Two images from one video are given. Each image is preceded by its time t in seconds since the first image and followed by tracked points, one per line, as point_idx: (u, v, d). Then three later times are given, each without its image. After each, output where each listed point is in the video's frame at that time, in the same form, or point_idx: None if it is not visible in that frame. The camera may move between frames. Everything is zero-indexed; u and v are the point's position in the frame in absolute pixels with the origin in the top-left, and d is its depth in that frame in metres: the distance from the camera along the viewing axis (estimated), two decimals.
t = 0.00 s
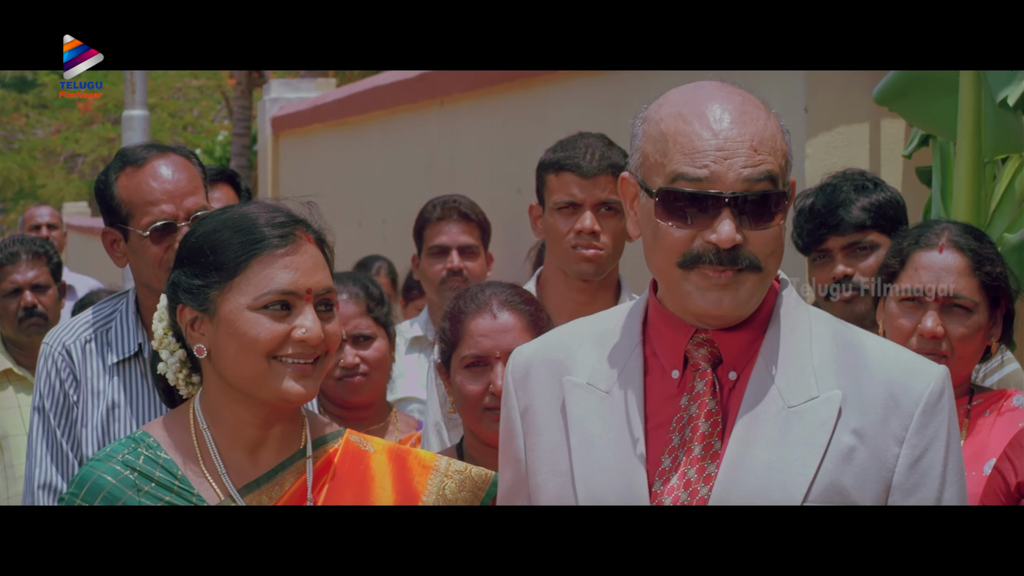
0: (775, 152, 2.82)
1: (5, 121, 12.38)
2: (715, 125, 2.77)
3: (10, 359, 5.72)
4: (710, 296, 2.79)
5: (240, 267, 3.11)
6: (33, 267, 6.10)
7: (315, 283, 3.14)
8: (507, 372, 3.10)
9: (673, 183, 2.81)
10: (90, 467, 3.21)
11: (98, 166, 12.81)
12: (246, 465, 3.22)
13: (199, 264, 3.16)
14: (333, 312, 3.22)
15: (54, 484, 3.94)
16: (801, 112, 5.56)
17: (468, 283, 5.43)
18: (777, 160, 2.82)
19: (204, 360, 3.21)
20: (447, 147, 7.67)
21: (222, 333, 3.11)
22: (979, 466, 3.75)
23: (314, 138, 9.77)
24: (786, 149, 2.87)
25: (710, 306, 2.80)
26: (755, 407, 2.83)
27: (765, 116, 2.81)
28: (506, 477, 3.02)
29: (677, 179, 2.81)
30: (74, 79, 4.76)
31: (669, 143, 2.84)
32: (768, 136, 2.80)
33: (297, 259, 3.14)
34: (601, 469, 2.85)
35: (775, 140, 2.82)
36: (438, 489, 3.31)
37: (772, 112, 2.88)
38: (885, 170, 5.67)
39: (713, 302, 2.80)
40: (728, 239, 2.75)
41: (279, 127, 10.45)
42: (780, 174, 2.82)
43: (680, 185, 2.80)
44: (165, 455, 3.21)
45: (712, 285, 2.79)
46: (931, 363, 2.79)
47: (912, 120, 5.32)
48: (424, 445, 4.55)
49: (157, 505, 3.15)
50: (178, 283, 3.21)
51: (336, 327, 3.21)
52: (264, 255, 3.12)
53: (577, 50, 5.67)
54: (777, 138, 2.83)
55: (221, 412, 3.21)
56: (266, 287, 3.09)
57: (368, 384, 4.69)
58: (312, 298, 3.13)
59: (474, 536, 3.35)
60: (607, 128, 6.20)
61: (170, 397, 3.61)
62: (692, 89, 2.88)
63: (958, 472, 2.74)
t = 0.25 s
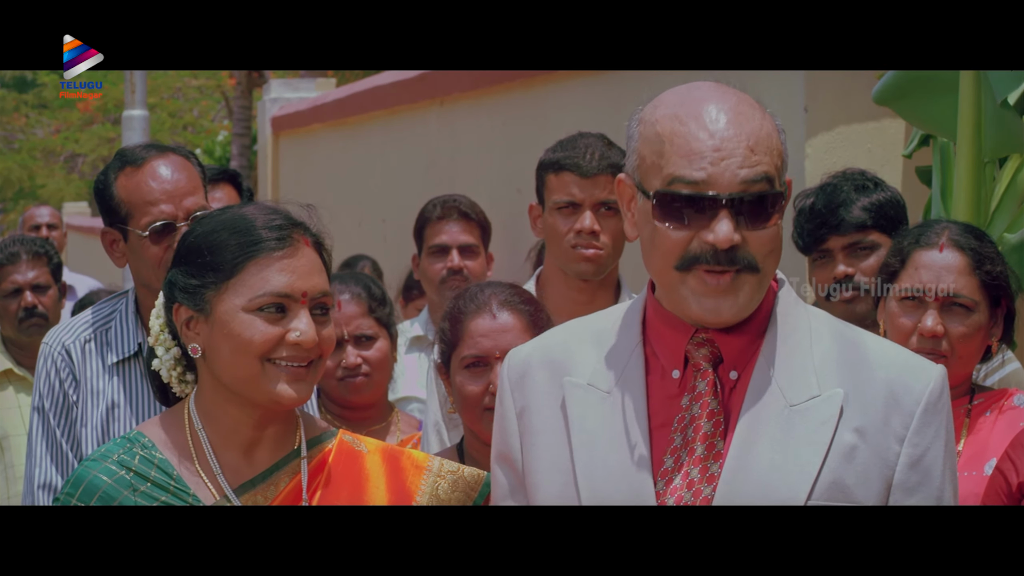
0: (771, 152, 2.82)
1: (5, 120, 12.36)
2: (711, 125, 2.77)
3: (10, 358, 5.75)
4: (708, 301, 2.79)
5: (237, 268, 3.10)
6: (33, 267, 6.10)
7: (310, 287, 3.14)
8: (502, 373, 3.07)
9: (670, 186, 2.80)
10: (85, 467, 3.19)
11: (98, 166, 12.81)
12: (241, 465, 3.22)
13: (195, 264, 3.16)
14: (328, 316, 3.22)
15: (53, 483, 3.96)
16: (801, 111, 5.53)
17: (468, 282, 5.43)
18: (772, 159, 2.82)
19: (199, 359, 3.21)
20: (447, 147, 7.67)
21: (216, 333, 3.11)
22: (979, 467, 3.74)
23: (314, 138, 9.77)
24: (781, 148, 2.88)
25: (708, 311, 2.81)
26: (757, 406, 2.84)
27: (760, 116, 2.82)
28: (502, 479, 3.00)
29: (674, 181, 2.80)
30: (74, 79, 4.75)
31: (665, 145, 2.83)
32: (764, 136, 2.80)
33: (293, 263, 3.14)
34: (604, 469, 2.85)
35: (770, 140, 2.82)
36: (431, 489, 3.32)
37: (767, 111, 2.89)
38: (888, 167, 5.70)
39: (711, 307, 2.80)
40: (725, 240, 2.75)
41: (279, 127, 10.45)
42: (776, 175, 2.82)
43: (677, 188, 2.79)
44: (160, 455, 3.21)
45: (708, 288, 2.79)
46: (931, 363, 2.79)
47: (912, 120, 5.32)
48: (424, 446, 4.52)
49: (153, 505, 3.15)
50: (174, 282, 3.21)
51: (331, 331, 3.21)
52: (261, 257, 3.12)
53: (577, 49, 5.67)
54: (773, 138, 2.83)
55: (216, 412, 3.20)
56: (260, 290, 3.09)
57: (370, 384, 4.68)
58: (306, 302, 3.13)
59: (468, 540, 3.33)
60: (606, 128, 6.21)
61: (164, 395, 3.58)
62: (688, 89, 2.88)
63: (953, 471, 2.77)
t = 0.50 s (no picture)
0: (780, 154, 2.82)
1: (5, 120, 12.35)
2: (721, 123, 2.78)
3: (10, 358, 5.74)
4: (707, 298, 2.80)
5: (220, 262, 3.12)
6: (33, 267, 6.09)
7: (294, 282, 3.14)
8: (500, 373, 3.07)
9: (679, 181, 2.81)
10: (81, 466, 3.17)
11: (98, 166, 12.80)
12: (237, 464, 3.22)
13: (182, 259, 3.18)
14: (316, 313, 3.20)
15: (52, 483, 4.00)
16: (801, 111, 5.52)
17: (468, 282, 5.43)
18: (782, 163, 2.83)
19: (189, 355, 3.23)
20: (447, 147, 7.67)
21: (201, 327, 3.13)
22: (979, 469, 3.73)
23: (314, 138, 9.77)
24: (789, 150, 2.88)
25: (708, 305, 2.81)
26: (762, 405, 2.83)
27: (771, 116, 2.83)
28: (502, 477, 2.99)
29: (683, 177, 2.81)
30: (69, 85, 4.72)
31: (675, 141, 2.84)
32: (774, 136, 2.81)
33: (277, 257, 3.14)
34: (607, 468, 2.84)
35: (781, 142, 2.83)
36: (428, 489, 3.36)
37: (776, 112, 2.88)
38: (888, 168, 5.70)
39: (710, 301, 2.80)
40: (731, 237, 2.76)
41: (279, 127, 10.45)
42: (785, 176, 2.83)
43: (685, 183, 2.80)
44: (157, 453, 3.19)
45: (709, 285, 2.80)
46: (931, 363, 2.80)
47: (911, 120, 5.30)
48: (423, 447, 4.50)
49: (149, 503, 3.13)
50: (165, 278, 3.24)
51: (319, 329, 3.19)
52: (245, 251, 3.13)
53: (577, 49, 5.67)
54: (783, 141, 2.84)
55: (212, 410, 3.20)
56: (243, 284, 3.10)
57: (371, 384, 4.68)
58: (290, 297, 3.12)
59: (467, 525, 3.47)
60: (607, 128, 6.21)
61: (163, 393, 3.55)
62: (697, 86, 2.89)
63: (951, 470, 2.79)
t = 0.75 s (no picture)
0: (780, 149, 2.83)
1: (5, 120, 12.34)
2: (722, 117, 2.79)
3: (10, 358, 5.75)
4: (710, 289, 2.79)
5: (212, 267, 3.12)
6: (33, 267, 6.09)
7: (285, 288, 3.12)
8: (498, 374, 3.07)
9: (680, 176, 2.82)
10: (82, 462, 3.17)
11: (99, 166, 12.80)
12: (237, 463, 3.22)
13: (178, 261, 3.19)
14: (310, 319, 3.17)
15: (51, 484, 3.99)
16: (801, 111, 5.56)
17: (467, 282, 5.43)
18: (782, 159, 2.84)
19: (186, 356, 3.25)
20: (447, 146, 7.67)
21: (193, 331, 3.14)
22: (979, 470, 3.74)
23: (314, 137, 9.77)
24: (789, 148, 2.89)
25: (710, 299, 2.80)
26: (763, 405, 2.83)
27: (771, 114, 2.83)
28: (502, 478, 2.99)
29: (683, 172, 2.81)
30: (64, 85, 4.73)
31: (675, 136, 2.84)
32: (774, 133, 2.81)
33: (268, 263, 3.13)
34: (609, 469, 2.84)
35: (781, 138, 2.84)
36: (428, 488, 3.34)
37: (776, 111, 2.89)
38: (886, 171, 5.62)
39: (712, 294, 2.79)
40: (733, 232, 2.76)
41: (279, 127, 10.44)
42: (784, 172, 2.84)
43: (686, 178, 2.80)
44: (157, 450, 3.18)
45: (713, 278, 2.79)
46: (931, 361, 2.80)
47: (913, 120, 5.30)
48: (421, 446, 4.51)
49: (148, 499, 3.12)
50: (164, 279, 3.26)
51: (313, 335, 3.16)
52: (237, 256, 3.12)
53: (577, 49, 5.67)
54: (783, 138, 2.85)
55: (212, 411, 3.19)
56: (232, 289, 3.09)
57: (372, 384, 4.68)
58: (279, 303, 3.10)
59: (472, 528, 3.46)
60: (607, 128, 6.21)
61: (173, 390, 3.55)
62: (698, 85, 2.89)
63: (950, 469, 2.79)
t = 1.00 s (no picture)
0: (778, 148, 2.83)
1: (5, 120, 12.33)
2: (720, 116, 2.79)
3: (10, 358, 5.75)
4: (708, 290, 2.79)
5: (211, 273, 3.12)
6: (34, 267, 6.09)
7: (284, 296, 3.12)
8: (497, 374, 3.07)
9: (677, 175, 2.82)
10: (85, 462, 3.16)
11: (99, 166, 12.80)
12: (241, 462, 3.21)
13: (180, 265, 3.20)
14: (309, 327, 3.17)
15: (52, 484, 3.95)
16: (801, 111, 5.53)
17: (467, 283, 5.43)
18: (780, 157, 2.84)
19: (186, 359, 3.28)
20: (447, 147, 7.68)
21: (193, 335, 3.15)
22: (979, 471, 3.75)
23: (314, 138, 9.77)
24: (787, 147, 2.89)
25: (708, 301, 2.80)
26: (762, 406, 2.83)
27: (769, 113, 2.83)
28: (500, 478, 2.99)
29: (681, 171, 2.81)
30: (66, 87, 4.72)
31: (673, 136, 2.85)
32: (772, 131, 2.81)
33: (267, 271, 3.12)
34: (608, 470, 2.84)
35: (779, 137, 2.84)
36: (432, 489, 3.34)
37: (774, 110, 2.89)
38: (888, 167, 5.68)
39: (711, 296, 2.79)
40: (730, 230, 2.76)
41: (279, 128, 10.45)
42: (783, 171, 2.84)
43: (683, 177, 2.81)
44: (161, 450, 3.18)
45: (710, 278, 2.79)
46: (930, 361, 2.80)
47: (912, 119, 5.32)
48: (421, 446, 4.52)
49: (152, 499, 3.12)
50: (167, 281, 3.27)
51: (312, 343, 3.16)
52: (236, 263, 3.12)
53: (577, 50, 5.68)
54: (781, 137, 2.85)
55: (214, 411, 3.20)
56: (231, 296, 3.09)
57: (372, 384, 4.68)
58: (277, 311, 3.10)
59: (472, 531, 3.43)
60: (606, 128, 6.21)
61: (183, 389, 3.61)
62: (696, 85, 2.90)
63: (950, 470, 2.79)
